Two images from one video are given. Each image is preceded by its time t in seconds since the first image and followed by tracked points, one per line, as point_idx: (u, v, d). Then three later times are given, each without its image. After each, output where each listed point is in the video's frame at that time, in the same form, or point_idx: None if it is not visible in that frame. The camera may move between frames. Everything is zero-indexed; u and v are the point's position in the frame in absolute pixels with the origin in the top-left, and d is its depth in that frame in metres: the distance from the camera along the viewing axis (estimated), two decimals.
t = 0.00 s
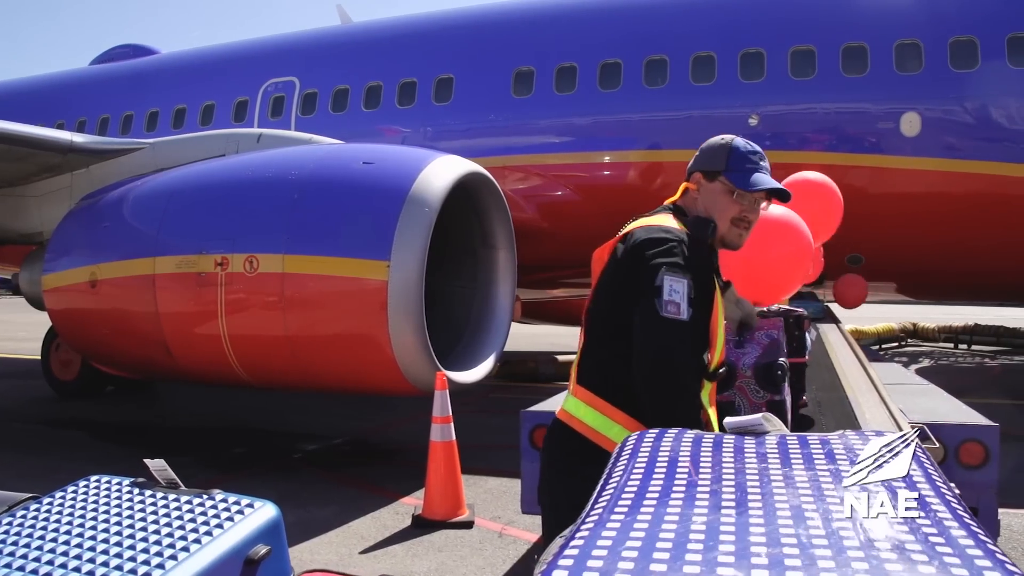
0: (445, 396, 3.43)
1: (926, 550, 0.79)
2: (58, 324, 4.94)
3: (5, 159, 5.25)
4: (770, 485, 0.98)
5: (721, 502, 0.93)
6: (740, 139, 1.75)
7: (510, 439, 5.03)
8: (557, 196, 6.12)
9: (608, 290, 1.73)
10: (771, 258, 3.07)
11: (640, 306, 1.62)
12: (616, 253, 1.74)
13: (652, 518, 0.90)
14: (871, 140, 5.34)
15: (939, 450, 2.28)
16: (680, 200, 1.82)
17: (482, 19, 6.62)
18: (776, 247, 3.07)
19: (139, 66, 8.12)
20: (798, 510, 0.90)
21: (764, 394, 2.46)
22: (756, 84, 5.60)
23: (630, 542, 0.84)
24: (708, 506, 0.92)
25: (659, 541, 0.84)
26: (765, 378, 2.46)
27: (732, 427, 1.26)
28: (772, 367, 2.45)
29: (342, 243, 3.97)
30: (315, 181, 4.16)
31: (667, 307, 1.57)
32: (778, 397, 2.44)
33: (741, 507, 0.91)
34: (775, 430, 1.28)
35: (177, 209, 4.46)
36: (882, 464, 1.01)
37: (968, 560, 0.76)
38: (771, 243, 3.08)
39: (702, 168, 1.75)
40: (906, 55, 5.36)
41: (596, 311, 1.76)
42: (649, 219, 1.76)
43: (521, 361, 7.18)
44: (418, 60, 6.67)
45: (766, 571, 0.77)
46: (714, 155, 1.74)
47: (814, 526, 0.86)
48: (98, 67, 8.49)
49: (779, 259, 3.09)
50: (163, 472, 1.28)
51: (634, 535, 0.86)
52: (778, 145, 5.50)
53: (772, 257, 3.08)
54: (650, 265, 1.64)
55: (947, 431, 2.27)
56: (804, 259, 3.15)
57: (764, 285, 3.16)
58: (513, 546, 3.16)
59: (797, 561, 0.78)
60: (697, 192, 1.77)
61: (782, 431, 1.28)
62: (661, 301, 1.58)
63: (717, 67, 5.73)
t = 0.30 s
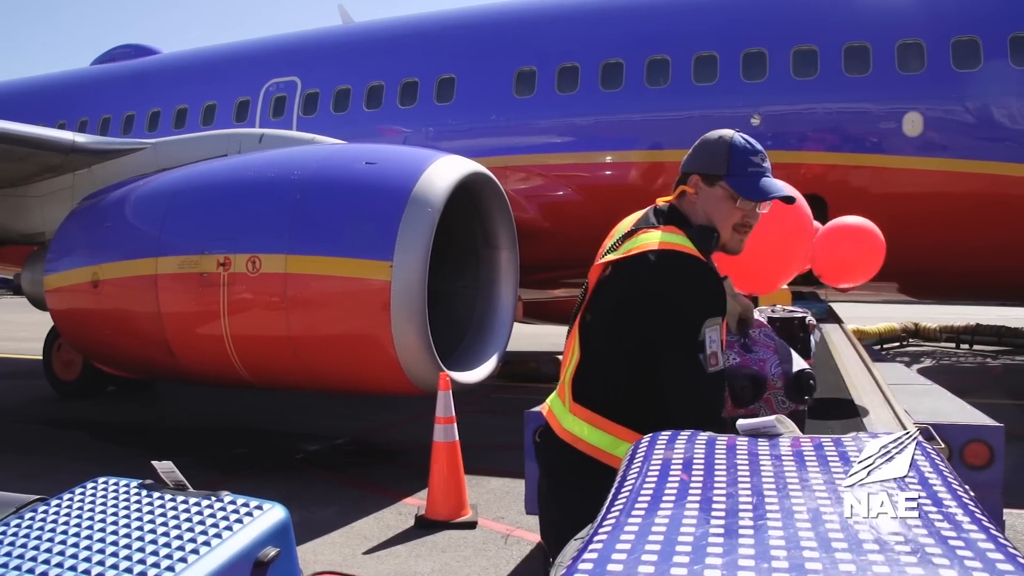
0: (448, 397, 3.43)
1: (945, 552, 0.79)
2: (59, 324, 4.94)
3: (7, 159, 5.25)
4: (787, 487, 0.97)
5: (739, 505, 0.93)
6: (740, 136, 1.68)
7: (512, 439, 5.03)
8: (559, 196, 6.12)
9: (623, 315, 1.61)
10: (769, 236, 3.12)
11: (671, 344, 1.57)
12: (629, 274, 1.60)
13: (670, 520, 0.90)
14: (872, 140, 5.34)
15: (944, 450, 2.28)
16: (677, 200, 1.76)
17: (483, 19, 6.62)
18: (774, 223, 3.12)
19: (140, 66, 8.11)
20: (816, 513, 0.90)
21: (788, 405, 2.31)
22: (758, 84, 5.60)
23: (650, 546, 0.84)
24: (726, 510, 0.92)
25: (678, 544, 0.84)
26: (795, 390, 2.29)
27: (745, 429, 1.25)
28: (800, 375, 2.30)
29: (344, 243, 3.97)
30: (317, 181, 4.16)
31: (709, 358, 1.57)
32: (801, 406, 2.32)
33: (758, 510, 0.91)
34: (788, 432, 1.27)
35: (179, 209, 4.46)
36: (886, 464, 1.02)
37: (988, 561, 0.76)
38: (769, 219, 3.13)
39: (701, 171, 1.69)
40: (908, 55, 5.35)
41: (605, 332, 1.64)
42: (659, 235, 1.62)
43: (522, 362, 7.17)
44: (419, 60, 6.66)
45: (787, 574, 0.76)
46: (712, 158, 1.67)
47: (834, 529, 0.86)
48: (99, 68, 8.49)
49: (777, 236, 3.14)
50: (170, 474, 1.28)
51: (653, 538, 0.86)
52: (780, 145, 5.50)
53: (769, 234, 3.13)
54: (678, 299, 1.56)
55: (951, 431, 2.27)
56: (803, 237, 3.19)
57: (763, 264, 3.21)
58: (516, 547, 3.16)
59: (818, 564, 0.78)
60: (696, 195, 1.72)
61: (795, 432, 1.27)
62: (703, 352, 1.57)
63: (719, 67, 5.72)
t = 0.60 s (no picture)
0: (448, 396, 3.43)
1: (948, 550, 0.79)
2: (60, 324, 4.94)
3: (7, 159, 5.24)
4: (791, 487, 0.97)
5: (743, 505, 0.93)
6: (743, 131, 1.67)
7: (511, 439, 5.03)
8: (559, 196, 6.12)
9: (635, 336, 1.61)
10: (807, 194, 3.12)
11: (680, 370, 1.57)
12: (642, 295, 1.58)
13: (674, 520, 0.90)
14: (872, 140, 5.34)
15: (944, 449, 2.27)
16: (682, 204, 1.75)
17: (483, 19, 6.62)
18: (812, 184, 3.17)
19: (141, 66, 8.11)
20: (819, 513, 0.90)
21: (821, 405, 2.37)
22: (758, 84, 5.60)
23: (655, 545, 0.84)
24: (731, 509, 0.92)
25: (683, 542, 0.84)
26: (825, 386, 2.37)
27: (749, 428, 1.26)
28: (828, 372, 2.38)
29: (344, 243, 3.97)
30: (318, 181, 4.16)
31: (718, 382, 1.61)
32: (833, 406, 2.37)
33: (762, 509, 0.91)
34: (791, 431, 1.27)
35: (179, 209, 4.46)
36: (886, 463, 1.02)
37: (989, 558, 0.76)
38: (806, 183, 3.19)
39: (705, 173, 1.67)
40: (908, 55, 5.36)
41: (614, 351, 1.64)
42: (671, 247, 1.59)
43: (522, 362, 7.17)
44: (419, 60, 6.67)
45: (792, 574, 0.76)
46: (716, 159, 1.66)
47: (839, 529, 0.86)
48: (99, 68, 8.49)
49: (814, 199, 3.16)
50: (173, 474, 1.28)
51: (658, 537, 0.86)
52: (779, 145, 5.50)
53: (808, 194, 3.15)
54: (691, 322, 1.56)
55: (952, 431, 2.27)
56: (845, 209, 3.18)
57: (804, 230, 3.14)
58: (517, 547, 3.16)
59: (824, 563, 0.78)
60: (702, 198, 1.70)
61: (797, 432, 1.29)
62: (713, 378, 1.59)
63: (719, 67, 5.73)
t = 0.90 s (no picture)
0: (448, 397, 3.43)
1: (942, 550, 0.80)
2: (60, 325, 4.94)
3: (7, 160, 5.25)
4: (786, 487, 0.98)
5: (739, 504, 0.93)
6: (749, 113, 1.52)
7: (511, 440, 5.03)
8: (558, 197, 6.12)
9: (632, 369, 1.52)
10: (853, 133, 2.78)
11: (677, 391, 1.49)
12: (633, 318, 1.51)
13: (671, 519, 0.91)
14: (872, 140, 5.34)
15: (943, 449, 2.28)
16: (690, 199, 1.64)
17: (483, 19, 6.63)
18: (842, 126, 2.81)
19: (141, 66, 8.12)
20: (814, 513, 0.90)
21: (916, 356, 2.00)
22: (757, 84, 5.61)
23: (651, 545, 0.84)
24: (727, 508, 0.92)
25: (679, 543, 0.84)
26: (916, 331, 2.02)
27: (745, 429, 1.23)
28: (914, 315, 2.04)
29: (344, 243, 3.98)
30: (318, 181, 4.16)
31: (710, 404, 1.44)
32: (928, 355, 2.01)
33: (758, 509, 0.92)
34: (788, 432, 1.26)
35: (179, 209, 4.47)
36: (885, 464, 1.03)
37: (983, 559, 0.77)
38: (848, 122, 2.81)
39: (711, 165, 1.55)
40: (908, 55, 5.36)
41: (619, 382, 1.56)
42: (673, 254, 1.50)
43: (522, 362, 7.17)
44: (419, 60, 6.67)
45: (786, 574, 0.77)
46: (721, 149, 1.53)
47: (833, 529, 0.86)
48: (100, 68, 8.50)
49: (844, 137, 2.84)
50: (172, 474, 1.29)
51: (654, 537, 0.86)
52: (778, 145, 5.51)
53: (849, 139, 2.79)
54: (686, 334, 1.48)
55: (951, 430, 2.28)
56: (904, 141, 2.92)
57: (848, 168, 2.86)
58: (516, 547, 3.16)
59: (818, 563, 0.79)
60: (710, 190, 1.59)
61: (795, 432, 1.27)
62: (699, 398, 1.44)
63: (718, 67, 5.73)
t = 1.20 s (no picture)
0: (447, 397, 3.43)
1: (934, 548, 0.80)
2: (60, 325, 4.95)
3: (6, 160, 5.25)
4: (779, 484, 0.99)
5: (732, 501, 0.94)
6: (779, 87, 1.40)
7: (511, 439, 5.04)
8: (558, 197, 6.13)
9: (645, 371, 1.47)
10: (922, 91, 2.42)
11: (694, 409, 1.42)
12: (651, 325, 1.46)
13: (665, 516, 0.91)
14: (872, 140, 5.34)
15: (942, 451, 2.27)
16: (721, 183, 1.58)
17: (482, 19, 6.63)
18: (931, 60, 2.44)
19: (140, 67, 8.12)
20: (807, 510, 0.91)
21: None
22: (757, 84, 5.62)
23: (644, 541, 0.85)
24: (720, 506, 0.93)
25: (672, 539, 0.85)
26: None
27: (740, 427, 1.24)
28: None
29: (344, 243, 3.98)
30: (318, 181, 4.17)
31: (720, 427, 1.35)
32: None
33: (751, 506, 0.92)
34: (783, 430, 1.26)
35: (179, 209, 4.47)
36: (884, 464, 1.03)
37: (973, 557, 0.77)
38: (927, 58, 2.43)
39: (738, 151, 1.48)
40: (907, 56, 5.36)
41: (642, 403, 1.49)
42: (694, 256, 1.48)
43: (522, 362, 7.18)
44: (419, 60, 6.67)
45: (778, 570, 0.77)
46: (747, 132, 1.45)
47: (826, 526, 0.87)
48: (100, 67, 8.51)
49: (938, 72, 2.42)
50: (172, 473, 1.29)
51: (648, 533, 0.87)
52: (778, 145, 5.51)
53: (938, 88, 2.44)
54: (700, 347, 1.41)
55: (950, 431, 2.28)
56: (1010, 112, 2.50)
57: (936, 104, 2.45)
58: (515, 546, 3.17)
59: (810, 559, 0.79)
60: (739, 177, 1.52)
61: (791, 431, 1.27)
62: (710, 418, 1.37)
63: (718, 67, 5.74)
